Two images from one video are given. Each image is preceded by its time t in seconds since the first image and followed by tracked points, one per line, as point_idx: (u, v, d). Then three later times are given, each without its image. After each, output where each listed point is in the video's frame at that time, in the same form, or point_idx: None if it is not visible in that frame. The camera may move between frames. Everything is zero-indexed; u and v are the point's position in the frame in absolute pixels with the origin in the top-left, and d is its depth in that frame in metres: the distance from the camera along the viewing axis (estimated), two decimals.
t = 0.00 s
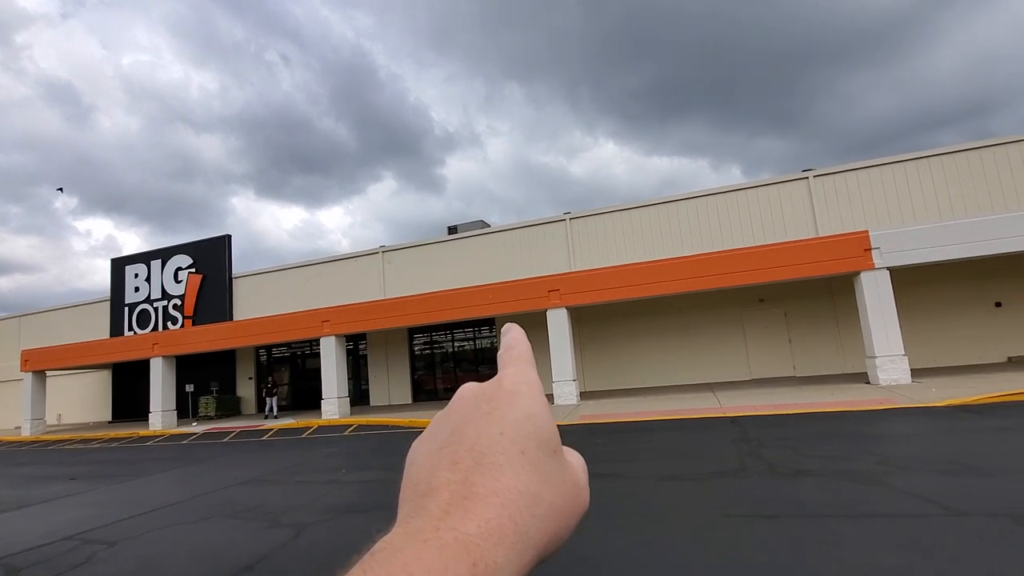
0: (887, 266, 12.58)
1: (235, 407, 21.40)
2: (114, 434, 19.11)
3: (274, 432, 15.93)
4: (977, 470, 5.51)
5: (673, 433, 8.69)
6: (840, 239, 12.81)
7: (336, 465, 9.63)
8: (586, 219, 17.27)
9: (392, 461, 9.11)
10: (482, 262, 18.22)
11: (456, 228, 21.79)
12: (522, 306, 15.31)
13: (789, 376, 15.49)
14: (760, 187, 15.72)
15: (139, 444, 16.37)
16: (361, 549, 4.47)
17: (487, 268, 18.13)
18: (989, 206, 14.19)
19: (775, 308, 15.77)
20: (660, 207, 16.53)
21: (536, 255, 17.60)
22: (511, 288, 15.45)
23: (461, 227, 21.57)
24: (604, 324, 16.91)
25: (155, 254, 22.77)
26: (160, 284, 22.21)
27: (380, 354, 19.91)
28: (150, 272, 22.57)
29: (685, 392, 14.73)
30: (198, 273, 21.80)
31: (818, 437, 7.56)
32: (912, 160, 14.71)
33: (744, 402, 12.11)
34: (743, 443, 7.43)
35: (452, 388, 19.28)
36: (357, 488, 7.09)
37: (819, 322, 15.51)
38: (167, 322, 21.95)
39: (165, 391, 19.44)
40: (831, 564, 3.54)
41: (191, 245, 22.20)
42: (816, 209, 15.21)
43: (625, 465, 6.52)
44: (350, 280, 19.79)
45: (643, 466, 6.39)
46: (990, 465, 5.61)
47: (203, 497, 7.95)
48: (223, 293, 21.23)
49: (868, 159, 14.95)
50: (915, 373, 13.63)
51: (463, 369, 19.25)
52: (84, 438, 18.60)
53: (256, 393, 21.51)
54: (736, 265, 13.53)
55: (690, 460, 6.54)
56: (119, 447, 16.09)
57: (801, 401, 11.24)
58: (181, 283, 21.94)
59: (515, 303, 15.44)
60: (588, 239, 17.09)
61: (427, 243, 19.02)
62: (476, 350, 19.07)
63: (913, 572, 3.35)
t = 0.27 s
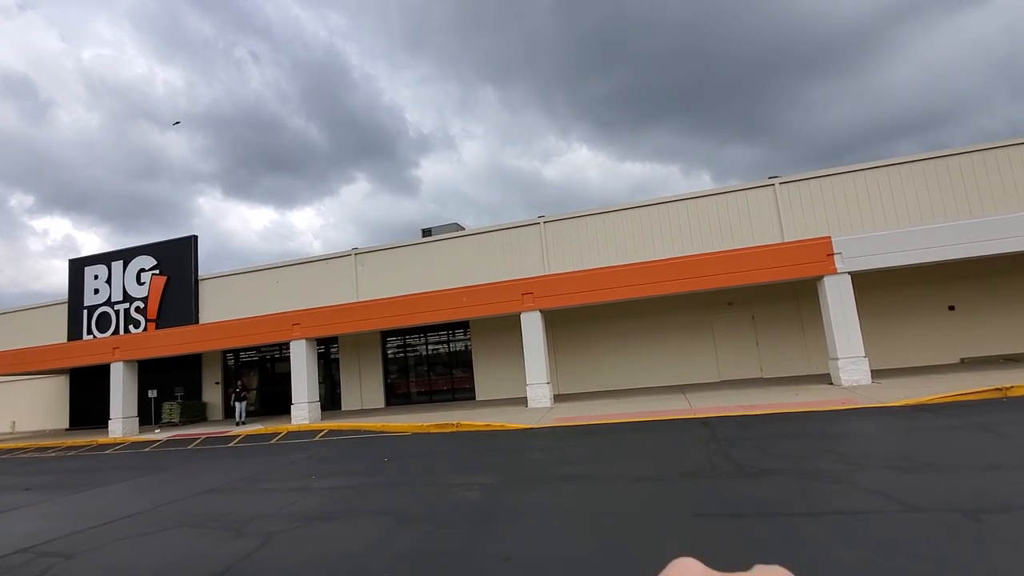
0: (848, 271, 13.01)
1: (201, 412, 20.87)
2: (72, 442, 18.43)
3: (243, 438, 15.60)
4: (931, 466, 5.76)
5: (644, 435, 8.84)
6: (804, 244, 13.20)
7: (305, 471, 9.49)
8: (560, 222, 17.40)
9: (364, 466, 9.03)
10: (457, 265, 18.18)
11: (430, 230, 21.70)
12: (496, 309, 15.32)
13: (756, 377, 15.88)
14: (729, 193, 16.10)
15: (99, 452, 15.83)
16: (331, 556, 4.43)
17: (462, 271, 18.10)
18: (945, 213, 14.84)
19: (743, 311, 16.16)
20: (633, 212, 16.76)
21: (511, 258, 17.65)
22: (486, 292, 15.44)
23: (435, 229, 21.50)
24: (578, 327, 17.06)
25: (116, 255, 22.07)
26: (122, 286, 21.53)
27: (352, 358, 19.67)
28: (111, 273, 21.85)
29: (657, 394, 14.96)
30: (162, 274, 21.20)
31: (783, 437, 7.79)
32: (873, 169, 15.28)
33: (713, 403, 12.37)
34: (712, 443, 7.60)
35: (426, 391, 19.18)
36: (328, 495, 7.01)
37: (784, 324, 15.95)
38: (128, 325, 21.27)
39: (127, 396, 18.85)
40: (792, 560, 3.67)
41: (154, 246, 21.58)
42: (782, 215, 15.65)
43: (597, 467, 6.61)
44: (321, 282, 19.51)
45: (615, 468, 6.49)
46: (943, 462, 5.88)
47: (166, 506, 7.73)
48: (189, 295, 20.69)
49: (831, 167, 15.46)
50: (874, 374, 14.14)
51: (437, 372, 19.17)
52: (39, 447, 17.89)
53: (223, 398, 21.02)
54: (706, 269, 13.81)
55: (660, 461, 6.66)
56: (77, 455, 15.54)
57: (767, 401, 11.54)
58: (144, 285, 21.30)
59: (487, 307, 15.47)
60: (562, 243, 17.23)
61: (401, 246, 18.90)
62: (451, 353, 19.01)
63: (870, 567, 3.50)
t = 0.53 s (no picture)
0: (823, 272, 13.30)
1: (174, 415, 20.43)
2: (39, 446, 17.89)
3: (218, 441, 15.32)
4: (901, 463, 5.93)
5: (624, 434, 8.92)
6: (779, 245, 13.46)
7: (283, 474, 9.36)
8: (541, 222, 17.45)
9: (342, 468, 8.95)
10: (438, 266, 18.12)
11: (410, 230, 21.59)
12: (477, 309, 15.31)
13: (733, 376, 16.15)
14: (708, 195, 16.33)
15: (68, 456, 15.40)
16: (308, 560, 4.40)
17: (443, 272, 18.04)
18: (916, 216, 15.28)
19: (721, 311, 16.41)
20: (614, 212, 16.90)
21: (492, 258, 17.64)
22: (467, 292, 15.41)
23: (416, 229, 21.40)
24: (559, 327, 17.13)
25: (86, 254, 21.48)
26: (91, 286, 20.97)
27: (331, 359, 19.45)
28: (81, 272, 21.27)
29: (636, 393, 15.10)
30: (134, 274, 20.70)
31: (759, 435, 7.94)
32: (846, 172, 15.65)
33: (692, 402, 12.54)
34: (689, 442, 7.71)
35: (406, 392, 19.08)
36: (306, 498, 6.93)
37: (760, 324, 16.24)
38: (99, 326, 20.73)
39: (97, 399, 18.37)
40: (767, 556, 3.74)
41: (126, 245, 21.06)
42: (759, 216, 15.92)
43: (577, 467, 6.65)
44: (300, 282, 19.26)
45: (594, 467, 6.53)
46: (913, 458, 6.04)
47: (138, 511, 7.56)
48: (162, 295, 20.25)
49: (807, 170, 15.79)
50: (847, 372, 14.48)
51: (417, 373, 19.08)
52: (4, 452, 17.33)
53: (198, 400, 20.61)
54: (684, 269, 13.99)
55: (639, 460, 6.73)
56: (45, 460, 15.10)
57: (744, 400, 11.73)
58: (115, 284, 20.78)
59: (467, 307, 15.46)
60: (543, 243, 17.28)
61: (381, 245, 18.76)
62: (431, 353, 18.93)
63: (841, 562, 3.59)
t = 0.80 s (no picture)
0: (810, 272, 13.46)
1: (161, 415, 20.23)
2: (22, 446, 17.65)
3: (206, 441, 15.19)
4: (885, 460, 6.03)
5: (614, 433, 8.97)
6: (767, 245, 13.60)
7: (272, 474, 9.31)
8: (532, 222, 17.48)
9: (332, 468, 8.92)
10: (429, 265, 18.08)
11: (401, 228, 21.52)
12: (468, 308, 15.31)
13: (722, 375, 16.28)
14: (697, 195, 16.44)
15: (51, 457, 15.20)
16: (298, 560, 4.40)
17: (434, 270, 18.01)
18: (903, 217, 15.48)
19: (710, 310, 16.54)
20: (605, 212, 16.96)
21: (483, 257, 17.63)
22: (458, 291, 15.41)
23: (406, 228, 21.34)
24: (550, 326, 17.17)
25: (70, 251, 21.19)
26: (76, 284, 20.69)
27: (321, 358, 19.35)
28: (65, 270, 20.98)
29: (626, 392, 15.18)
30: (120, 272, 20.46)
31: (746, 434, 8.02)
32: (834, 173, 15.83)
33: (681, 401, 12.63)
34: (678, 441, 7.77)
35: (396, 391, 19.04)
36: (295, 498, 6.91)
37: (749, 323, 16.39)
38: (83, 324, 20.47)
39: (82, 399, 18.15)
40: (753, 553, 3.81)
41: (111, 242, 20.80)
42: (748, 217, 16.07)
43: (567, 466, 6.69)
44: (289, 280, 19.13)
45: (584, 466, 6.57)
46: (897, 455, 6.15)
47: (124, 512, 7.50)
48: (148, 293, 20.03)
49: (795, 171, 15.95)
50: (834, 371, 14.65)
51: (407, 372, 19.03)
52: None
53: (185, 399, 20.41)
54: (674, 269, 14.09)
55: (628, 459, 6.77)
56: (28, 460, 14.89)
57: (732, 399, 11.84)
58: (100, 282, 20.53)
59: (458, 306, 15.45)
60: (534, 242, 17.31)
61: (372, 244, 18.69)
62: (421, 353, 18.90)
63: (825, 557, 3.66)
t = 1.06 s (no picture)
0: (809, 271, 13.48)
1: (159, 413, 20.20)
2: (19, 445, 17.62)
3: (204, 439, 15.18)
4: (883, 459, 6.05)
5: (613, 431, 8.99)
6: (766, 244, 13.62)
7: (270, 472, 9.31)
8: (531, 220, 17.47)
9: (330, 467, 8.92)
10: (428, 263, 18.08)
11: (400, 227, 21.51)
12: (467, 306, 15.31)
13: (720, 374, 16.32)
14: (696, 194, 16.45)
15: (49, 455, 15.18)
16: (298, 558, 4.41)
17: (433, 269, 18.00)
18: (901, 216, 15.52)
19: (709, 309, 16.56)
20: (604, 210, 16.96)
21: (482, 256, 17.63)
22: (457, 289, 15.41)
23: (405, 226, 21.33)
24: (549, 324, 17.18)
25: (67, 249, 21.15)
26: (73, 282, 20.66)
27: (320, 356, 19.34)
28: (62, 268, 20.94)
29: (625, 391, 15.21)
30: (118, 270, 20.43)
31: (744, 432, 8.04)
32: (833, 172, 15.85)
33: (680, 400, 12.64)
34: (677, 439, 7.79)
35: (395, 390, 19.04)
36: (293, 496, 6.91)
37: (747, 322, 16.41)
38: (81, 322, 20.44)
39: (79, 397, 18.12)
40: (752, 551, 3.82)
41: (108, 240, 20.76)
42: (747, 216, 16.08)
43: (565, 464, 6.70)
44: (287, 279, 19.11)
45: (582, 465, 6.58)
46: (894, 454, 6.17)
47: (122, 511, 7.50)
48: (146, 291, 20.01)
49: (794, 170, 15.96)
50: (832, 370, 14.69)
51: (406, 370, 19.04)
52: None
53: (183, 398, 20.39)
54: (673, 267, 14.10)
55: (627, 458, 6.79)
56: (25, 459, 14.86)
57: (731, 397, 11.86)
58: (98, 280, 20.50)
59: (458, 304, 15.45)
60: (533, 241, 17.31)
61: (371, 242, 18.68)
62: (420, 351, 18.90)
63: (823, 555, 3.67)
